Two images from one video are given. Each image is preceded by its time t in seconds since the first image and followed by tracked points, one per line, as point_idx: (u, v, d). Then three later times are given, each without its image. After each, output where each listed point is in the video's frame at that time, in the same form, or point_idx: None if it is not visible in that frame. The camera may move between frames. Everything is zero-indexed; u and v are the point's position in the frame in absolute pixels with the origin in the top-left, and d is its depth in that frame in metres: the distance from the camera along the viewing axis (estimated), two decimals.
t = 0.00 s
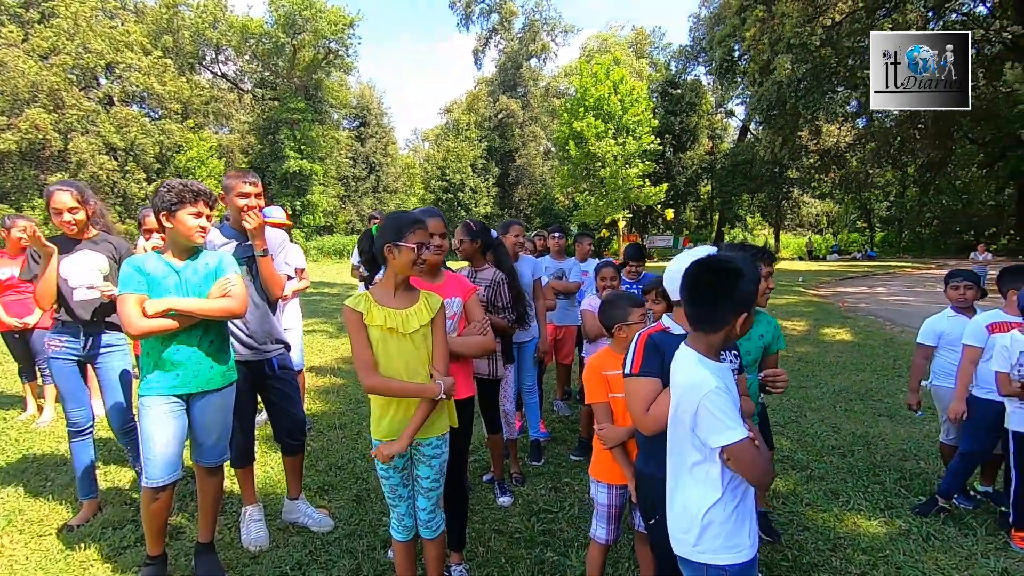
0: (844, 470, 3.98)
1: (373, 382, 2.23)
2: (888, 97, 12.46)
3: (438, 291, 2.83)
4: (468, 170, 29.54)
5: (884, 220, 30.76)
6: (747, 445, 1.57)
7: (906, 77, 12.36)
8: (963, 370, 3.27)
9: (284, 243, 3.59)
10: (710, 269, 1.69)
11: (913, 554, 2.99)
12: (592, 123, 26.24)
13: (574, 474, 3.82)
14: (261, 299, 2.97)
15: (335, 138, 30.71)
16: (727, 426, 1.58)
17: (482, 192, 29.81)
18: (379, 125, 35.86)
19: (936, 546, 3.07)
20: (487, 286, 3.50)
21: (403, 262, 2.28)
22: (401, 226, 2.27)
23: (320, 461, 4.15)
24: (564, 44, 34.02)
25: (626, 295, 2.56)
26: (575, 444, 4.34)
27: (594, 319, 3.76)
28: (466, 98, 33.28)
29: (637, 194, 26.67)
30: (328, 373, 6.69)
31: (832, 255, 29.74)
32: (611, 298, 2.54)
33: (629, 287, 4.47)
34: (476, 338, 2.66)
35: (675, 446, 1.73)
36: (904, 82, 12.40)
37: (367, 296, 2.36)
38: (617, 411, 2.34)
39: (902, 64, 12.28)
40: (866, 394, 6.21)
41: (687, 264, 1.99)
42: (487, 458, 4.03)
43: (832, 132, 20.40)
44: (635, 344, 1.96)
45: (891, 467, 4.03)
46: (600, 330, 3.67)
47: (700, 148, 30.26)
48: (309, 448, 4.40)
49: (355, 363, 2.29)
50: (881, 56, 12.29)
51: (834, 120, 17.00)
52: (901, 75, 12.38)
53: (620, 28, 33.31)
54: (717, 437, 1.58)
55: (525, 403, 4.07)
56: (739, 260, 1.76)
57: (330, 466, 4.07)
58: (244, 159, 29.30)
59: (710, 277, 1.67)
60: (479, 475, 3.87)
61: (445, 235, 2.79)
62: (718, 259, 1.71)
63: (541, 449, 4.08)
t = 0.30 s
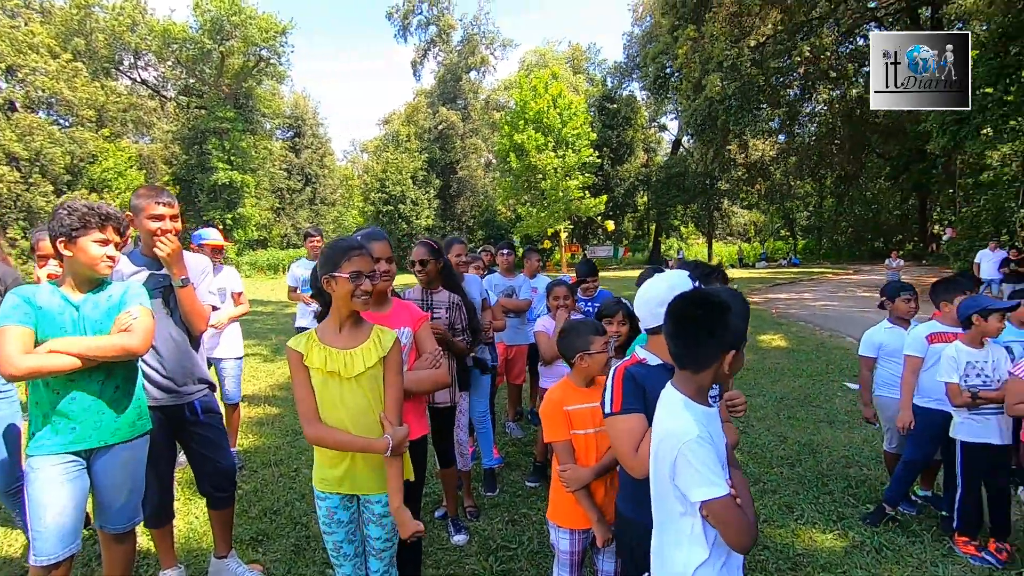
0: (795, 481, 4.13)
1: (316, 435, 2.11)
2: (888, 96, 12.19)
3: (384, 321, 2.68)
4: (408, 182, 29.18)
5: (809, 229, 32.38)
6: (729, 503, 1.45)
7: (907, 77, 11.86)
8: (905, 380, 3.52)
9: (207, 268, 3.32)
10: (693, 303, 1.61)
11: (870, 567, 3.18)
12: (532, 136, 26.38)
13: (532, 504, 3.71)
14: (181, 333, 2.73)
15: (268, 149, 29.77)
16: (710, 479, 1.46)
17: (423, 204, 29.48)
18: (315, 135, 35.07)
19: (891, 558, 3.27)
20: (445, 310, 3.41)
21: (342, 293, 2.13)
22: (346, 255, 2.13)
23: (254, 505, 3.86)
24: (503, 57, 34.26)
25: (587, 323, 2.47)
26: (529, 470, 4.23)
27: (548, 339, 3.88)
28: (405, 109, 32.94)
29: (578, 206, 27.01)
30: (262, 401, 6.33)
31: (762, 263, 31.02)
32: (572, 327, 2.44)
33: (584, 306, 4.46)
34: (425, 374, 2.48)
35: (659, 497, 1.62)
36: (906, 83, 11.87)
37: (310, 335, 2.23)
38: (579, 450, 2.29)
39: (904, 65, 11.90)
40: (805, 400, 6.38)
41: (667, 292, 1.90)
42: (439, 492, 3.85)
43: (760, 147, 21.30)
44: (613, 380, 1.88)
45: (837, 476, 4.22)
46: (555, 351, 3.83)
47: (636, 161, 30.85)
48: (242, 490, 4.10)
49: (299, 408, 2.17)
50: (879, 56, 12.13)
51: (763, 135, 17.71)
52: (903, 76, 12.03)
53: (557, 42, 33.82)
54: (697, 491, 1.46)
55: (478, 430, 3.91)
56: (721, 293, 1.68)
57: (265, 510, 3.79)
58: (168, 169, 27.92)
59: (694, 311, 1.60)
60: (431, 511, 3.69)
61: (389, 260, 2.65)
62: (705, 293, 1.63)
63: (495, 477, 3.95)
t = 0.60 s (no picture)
0: (716, 490, 4.28)
1: (225, 490, 1.87)
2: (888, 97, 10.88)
3: (304, 346, 2.48)
4: (315, 197, 28.07)
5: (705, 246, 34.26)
6: (692, 537, 1.40)
7: (907, 77, 10.57)
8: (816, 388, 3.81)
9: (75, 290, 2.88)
10: (648, 322, 1.63)
11: (792, 571, 3.35)
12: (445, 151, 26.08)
13: (462, 537, 3.59)
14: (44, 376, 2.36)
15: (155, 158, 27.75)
16: (668, 511, 1.41)
17: (331, 220, 28.49)
18: (210, 146, 33.19)
19: (811, 561, 3.45)
20: (374, 333, 3.28)
21: (255, 320, 1.91)
22: (261, 276, 1.91)
23: (141, 564, 3.44)
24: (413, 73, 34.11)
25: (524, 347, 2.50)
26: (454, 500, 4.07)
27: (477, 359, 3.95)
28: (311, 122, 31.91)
29: (491, 223, 27.06)
30: (148, 440, 5.75)
31: (665, 278, 32.41)
32: (513, 351, 2.46)
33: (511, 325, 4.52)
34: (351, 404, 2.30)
35: (622, 533, 1.58)
36: (906, 83, 10.62)
37: (221, 369, 1.96)
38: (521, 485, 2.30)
39: (904, 65, 10.48)
40: (716, 408, 6.59)
41: (621, 312, 1.96)
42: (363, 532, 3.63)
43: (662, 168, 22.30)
44: (576, 406, 1.85)
45: (754, 482, 4.41)
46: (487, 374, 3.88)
47: (546, 179, 31.39)
48: (126, 547, 3.64)
49: (204, 460, 1.90)
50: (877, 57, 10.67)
51: (665, 157, 18.51)
52: (902, 76, 10.74)
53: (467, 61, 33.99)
54: (658, 526, 1.41)
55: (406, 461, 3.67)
56: (673, 310, 1.71)
57: (156, 570, 3.39)
58: (36, 179, 25.32)
59: (646, 330, 1.62)
60: (352, 553, 3.45)
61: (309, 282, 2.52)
62: (658, 312, 1.65)
63: (423, 511, 3.76)
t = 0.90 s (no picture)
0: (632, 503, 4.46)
1: (106, 564, 1.59)
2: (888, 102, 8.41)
3: (204, 381, 2.28)
4: (191, 211, 26.19)
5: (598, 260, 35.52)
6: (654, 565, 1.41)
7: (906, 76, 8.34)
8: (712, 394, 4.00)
9: None
10: (598, 338, 1.68)
11: (710, 572, 3.56)
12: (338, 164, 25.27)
13: None
14: None
15: None
16: (626, 540, 1.42)
17: (211, 235, 26.68)
18: (63, 151, 30.01)
19: (724, 561, 3.69)
20: (280, 362, 3.10)
21: (150, 351, 1.67)
22: (159, 300, 1.68)
23: None
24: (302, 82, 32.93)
25: (458, 368, 2.58)
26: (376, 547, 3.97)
27: (395, 384, 3.99)
28: (187, 129, 29.81)
29: (390, 238, 26.50)
30: None
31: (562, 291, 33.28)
32: (447, 374, 2.54)
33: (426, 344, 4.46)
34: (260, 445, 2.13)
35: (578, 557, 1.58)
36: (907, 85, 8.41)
37: (104, 412, 1.69)
38: (464, 517, 2.44)
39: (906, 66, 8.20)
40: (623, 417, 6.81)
41: (561, 330, 2.07)
42: None
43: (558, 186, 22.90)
44: (518, 426, 1.93)
45: (668, 487, 4.74)
46: (407, 398, 3.90)
47: (445, 195, 31.38)
48: None
49: (74, 522, 1.60)
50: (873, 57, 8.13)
51: (558, 175, 19.01)
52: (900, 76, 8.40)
53: (360, 73, 33.26)
54: (622, 556, 1.41)
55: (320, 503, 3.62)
56: (621, 321, 1.76)
57: None
58: None
59: (590, 346, 1.68)
60: None
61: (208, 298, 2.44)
62: (608, 326, 1.70)
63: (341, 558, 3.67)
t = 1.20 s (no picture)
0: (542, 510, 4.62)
1: None
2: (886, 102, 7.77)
3: (81, 419, 2.09)
4: (41, 218, 23.52)
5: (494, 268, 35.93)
6: None
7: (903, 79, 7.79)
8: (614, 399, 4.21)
9: None
10: (531, 355, 1.75)
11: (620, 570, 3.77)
12: (218, 170, 23.77)
13: None
14: None
15: None
16: (562, 563, 1.49)
17: (65, 245, 24.09)
18: None
19: (631, 557, 3.92)
20: (164, 391, 2.96)
21: (11, 393, 1.50)
22: (23, 333, 1.53)
23: None
24: (173, 79, 30.62)
25: (385, 390, 2.82)
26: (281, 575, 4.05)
27: (302, 406, 3.87)
28: (34, 125, 26.70)
29: (277, 249, 25.32)
30: None
31: (460, 301, 33.34)
32: (371, 396, 2.77)
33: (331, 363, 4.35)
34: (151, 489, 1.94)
35: None
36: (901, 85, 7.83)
37: None
38: (394, 540, 2.59)
39: (903, 66, 7.61)
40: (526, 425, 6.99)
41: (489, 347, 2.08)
42: None
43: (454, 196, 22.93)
44: (445, 448, 1.93)
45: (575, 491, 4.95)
46: (314, 421, 3.81)
47: (338, 204, 30.54)
48: None
49: None
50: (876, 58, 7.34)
51: (452, 186, 19.10)
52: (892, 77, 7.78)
53: (241, 73, 31.50)
54: None
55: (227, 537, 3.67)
56: (550, 339, 1.83)
57: None
58: None
59: (525, 365, 1.74)
60: None
61: (84, 324, 2.51)
62: (540, 345, 1.78)
63: None
